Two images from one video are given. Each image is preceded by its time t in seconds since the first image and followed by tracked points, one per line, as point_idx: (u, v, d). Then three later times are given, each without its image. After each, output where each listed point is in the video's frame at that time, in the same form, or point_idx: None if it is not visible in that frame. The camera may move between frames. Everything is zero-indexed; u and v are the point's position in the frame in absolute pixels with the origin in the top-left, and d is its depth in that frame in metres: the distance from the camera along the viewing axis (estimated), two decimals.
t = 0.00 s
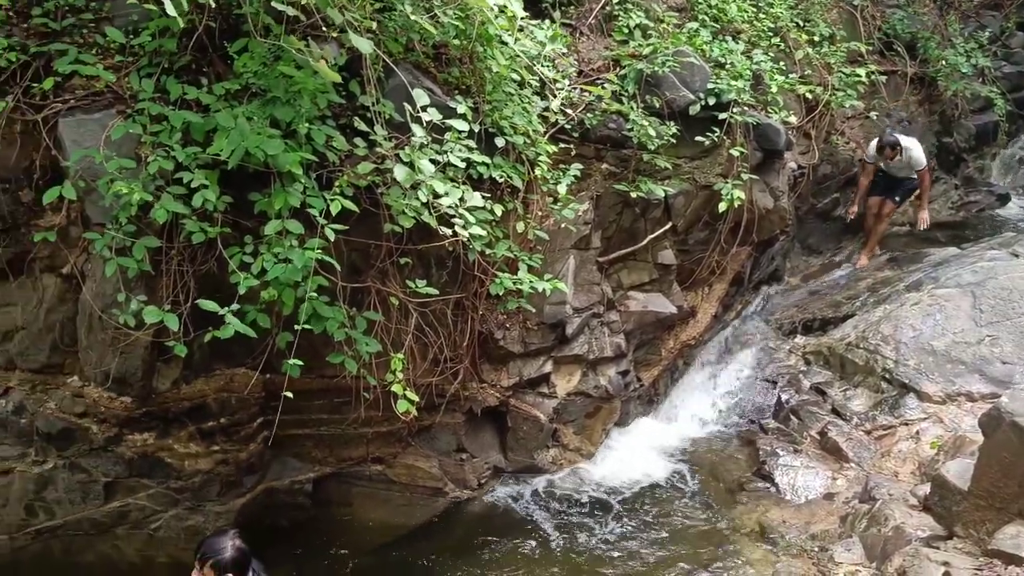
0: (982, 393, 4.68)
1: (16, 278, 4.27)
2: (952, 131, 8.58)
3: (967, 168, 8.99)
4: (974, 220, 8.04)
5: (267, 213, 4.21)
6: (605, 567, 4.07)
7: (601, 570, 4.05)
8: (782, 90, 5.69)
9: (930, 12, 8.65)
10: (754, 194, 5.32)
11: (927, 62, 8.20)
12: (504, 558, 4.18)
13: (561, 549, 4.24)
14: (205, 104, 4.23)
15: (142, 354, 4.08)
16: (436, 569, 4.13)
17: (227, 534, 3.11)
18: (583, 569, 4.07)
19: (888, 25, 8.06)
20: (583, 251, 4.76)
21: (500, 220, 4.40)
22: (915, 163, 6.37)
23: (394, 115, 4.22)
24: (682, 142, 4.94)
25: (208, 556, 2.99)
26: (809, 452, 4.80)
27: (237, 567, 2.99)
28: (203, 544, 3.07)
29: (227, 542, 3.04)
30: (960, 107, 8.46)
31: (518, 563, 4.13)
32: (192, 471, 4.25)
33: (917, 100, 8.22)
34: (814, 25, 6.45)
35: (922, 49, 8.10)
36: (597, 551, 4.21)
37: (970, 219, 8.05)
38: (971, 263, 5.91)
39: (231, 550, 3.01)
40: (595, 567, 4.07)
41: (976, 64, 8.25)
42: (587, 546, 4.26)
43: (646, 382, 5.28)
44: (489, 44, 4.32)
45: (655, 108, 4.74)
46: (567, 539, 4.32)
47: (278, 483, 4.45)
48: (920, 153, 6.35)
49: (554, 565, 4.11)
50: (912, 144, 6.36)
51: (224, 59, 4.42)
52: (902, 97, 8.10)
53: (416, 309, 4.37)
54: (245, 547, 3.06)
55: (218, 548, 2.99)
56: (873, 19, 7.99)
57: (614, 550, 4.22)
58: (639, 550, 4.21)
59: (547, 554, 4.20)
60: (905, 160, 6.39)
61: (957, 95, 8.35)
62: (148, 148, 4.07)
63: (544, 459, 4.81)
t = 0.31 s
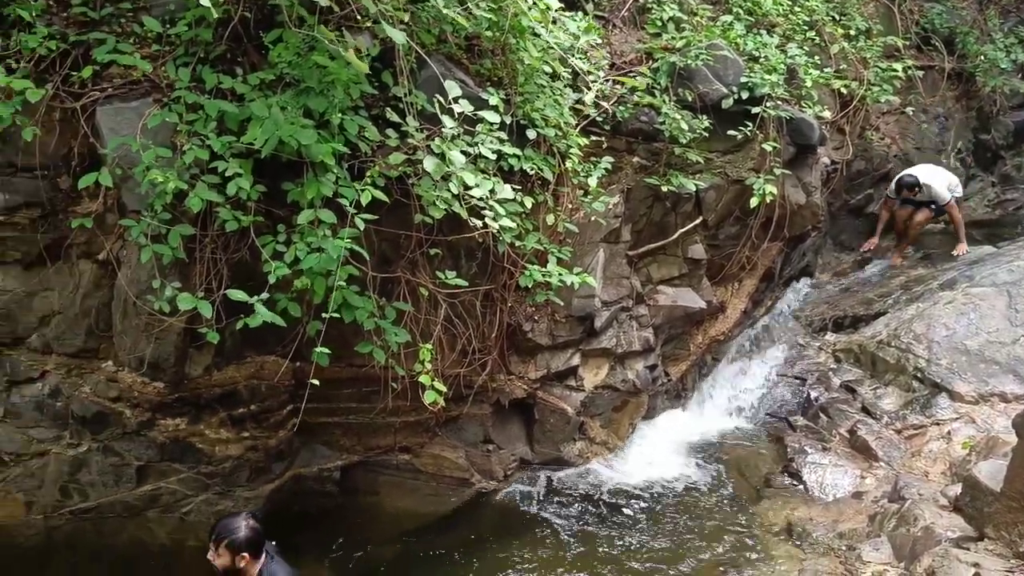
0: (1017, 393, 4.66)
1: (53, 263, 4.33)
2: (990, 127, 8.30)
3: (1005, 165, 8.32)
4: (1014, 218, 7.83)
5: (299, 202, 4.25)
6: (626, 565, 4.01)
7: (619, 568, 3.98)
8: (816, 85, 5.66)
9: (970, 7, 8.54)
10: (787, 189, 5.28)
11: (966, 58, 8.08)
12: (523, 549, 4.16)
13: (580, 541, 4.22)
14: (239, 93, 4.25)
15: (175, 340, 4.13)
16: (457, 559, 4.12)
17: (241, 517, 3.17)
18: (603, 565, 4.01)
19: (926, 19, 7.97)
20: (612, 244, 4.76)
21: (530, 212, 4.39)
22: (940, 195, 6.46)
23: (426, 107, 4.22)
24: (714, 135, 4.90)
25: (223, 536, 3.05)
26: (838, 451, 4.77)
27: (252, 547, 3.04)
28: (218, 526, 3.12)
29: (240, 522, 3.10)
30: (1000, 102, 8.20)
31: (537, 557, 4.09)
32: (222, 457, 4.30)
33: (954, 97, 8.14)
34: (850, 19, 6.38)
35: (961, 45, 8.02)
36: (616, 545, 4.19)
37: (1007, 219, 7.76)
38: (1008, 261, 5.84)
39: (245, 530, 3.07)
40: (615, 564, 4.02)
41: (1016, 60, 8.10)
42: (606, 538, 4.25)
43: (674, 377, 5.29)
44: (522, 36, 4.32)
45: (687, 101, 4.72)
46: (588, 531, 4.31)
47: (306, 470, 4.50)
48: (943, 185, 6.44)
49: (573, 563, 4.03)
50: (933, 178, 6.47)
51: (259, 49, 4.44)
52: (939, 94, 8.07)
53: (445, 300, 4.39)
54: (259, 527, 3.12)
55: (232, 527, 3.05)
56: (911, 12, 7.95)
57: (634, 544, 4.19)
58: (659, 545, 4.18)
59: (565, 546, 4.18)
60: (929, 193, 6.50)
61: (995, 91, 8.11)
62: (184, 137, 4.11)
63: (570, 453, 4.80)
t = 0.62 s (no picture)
0: None
1: (92, 251, 4.37)
2: None
3: None
4: None
5: (334, 193, 4.26)
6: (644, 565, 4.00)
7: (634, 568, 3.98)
8: (854, 81, 5.61)
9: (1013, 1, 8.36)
10: (822, 185, 5.24)
11: (1007, 54, 7.93)
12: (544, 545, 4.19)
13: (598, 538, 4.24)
14: (276, 84, 4.27)
15: (209, 328, 4.19)
16: (480, 554, 4.15)
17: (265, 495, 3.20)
18: (621, 564, 4.01)
19: (967, 14, 7.84)
20: (644, 239, 4.75)
21: (563, 206, 4.40)
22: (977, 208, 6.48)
23: (461, 99, 4.25)
24: (749, 131, 4.88)
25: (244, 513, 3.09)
26: (870, 450, 4.73)
27: (271, 524, 3.07)
28: (242, 503, 3.17)
29: (262, 498, 3.13)
30: None
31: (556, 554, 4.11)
32: (255, 444, 4.32)
33: (995, 93, 8.00)
34: (890, 13, 6.29)
35: (1002, 40, 7.86)
36: (634, 542, 4.20)
37: None
38: None
39: (264, 508, 3.09)
40: (632, 562, 4.03)
41: None
42: (626, 535, 4.26)
43: (704, 373, 5.29)
44: (557, 29, 4.31)
45: (723, 96, 4.70)
46: (609, 526, 4.34)
47: (337, 459, 4.53)
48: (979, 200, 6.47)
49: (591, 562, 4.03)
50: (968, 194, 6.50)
51: (296, 40, 4.47)
52: (979, 90, 7.94)
53: (476, 293, 4.40)
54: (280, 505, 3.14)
55: (254, 503, 3.09)
56: (951, 7, 7.82)
57: (652, 544, 4.18)
58: (677, 544, 4.18)
59: (584, 543, 4.21)
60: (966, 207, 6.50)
61: None
62: (221, 127, 4.15)
63: (599, 447, 4.82)
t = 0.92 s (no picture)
0: None
1: (126, 240, 4.44)
2: None
3: None
4: None
5: (365, 186, 4.27)
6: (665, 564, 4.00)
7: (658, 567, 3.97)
8: (890, 78, 5.55)
9: None
10: (855, 184, 5.19)
11: None
12: (567, 541, 4.22)
13: (621, 535, 4.25)
14: (309, 77, 4.30)
15: (241, 318, 4.23)
16: (505, 549, 4.19)
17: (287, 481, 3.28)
18: (642, 563, 4.00)
19: (1006, 10, 7.71)
20: (674, 236, 4.73)
21: (593, 202, 4.41)
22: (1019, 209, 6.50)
23: (493, 93, 4.26)
24: (782, 127, 4.84)
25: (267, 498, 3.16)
26: (899, 452, 4.69)
27: (294, 508, 3.14)
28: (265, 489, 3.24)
29: (284, 484, 3.19)
30: None
31: (578, 552, 4.12)
32: (283, 434, 4.35)
33: None
34: (926, 10, 6.21)
35: None
36: (652, 540, 4.20)
37: None
38: None
39: (286, 492, 3.16)
40: (653, 561, 4.02)
41: None
42: (648, 533, 4.26)
43: (732, 371, 5.28)
44: (590, 23, 4.32)
45: (756, 92, 4.68)
46: (632, 524, 4.34)
47: (364, 451, 4.54)
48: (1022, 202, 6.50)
49: (613, 561, 4.03)
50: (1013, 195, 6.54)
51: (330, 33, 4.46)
52: (1018, 89, 7.85)
53: (505, 287, 4.42)
54: (302, 489, 3.22)
55: (276, 489, 3.15)
56: (990, 3, 7.69)
57: (671, 542, 4.18)
58: (699, 543, 4.16)
59: (607, 539, 4.22)
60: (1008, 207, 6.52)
61: None
62: (255, 119, 4.18)
63: (625, 444, 4.81)
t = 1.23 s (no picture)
0: None
1: (160, 230, 4.50)
2: None
3: None
4: None
5: (397, 179, 4.28)
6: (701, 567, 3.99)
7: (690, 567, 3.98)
8: (928, 76, 5.49)
9: None
10: (890, 183, 5.13)
11: None
12: (595, 540, 4.24)
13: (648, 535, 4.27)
14: (343, 70, 4.32)
15: (273, 309, 4.27)
16: (534, 543, 4.24)
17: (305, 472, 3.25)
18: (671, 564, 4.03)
19: None
20: (705, 233, 4.71)
21: (624, 198, 4.39)
22: None
23: (525, 88, 4.25)
24: (816, 125, 4.81)
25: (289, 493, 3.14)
26: (930, 454, 4.64)
27: (318, 501, 3.14)
28: (284, 482, 3.21)
29: (305, 478, 3.18)
30: None
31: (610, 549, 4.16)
32: (312, 425, 4.39)
33: None
34: (966, 7, 6.13)
35: None
36: (677, 541, 4.21)
37: None
38: None
39: (309, 486, 3.14)
40: (684, 560, 4.05)
41: None
42: (674, 534, 4.27)
43: (762, 371, 5.21)
44: (623, 17, 4.30)
45: (790, 89, 4.65)
46: (658, 524, 4.35)
47: (392, 443, 4.56)
48: None
49: (641, 560, 4.06)
50: None
51: (363, 26, 4.47)
52: None
53: (534, 281, 4.42)
54: (323, 481, 3.20)
55: (298, 484, 3.14)
56: None
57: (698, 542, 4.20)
58: (725, 545, 4.16)
59: (634, 539, 4.24)
60: None
61: None
62: (289, 111, 4.20)
63: (652, 441, 4.82)
